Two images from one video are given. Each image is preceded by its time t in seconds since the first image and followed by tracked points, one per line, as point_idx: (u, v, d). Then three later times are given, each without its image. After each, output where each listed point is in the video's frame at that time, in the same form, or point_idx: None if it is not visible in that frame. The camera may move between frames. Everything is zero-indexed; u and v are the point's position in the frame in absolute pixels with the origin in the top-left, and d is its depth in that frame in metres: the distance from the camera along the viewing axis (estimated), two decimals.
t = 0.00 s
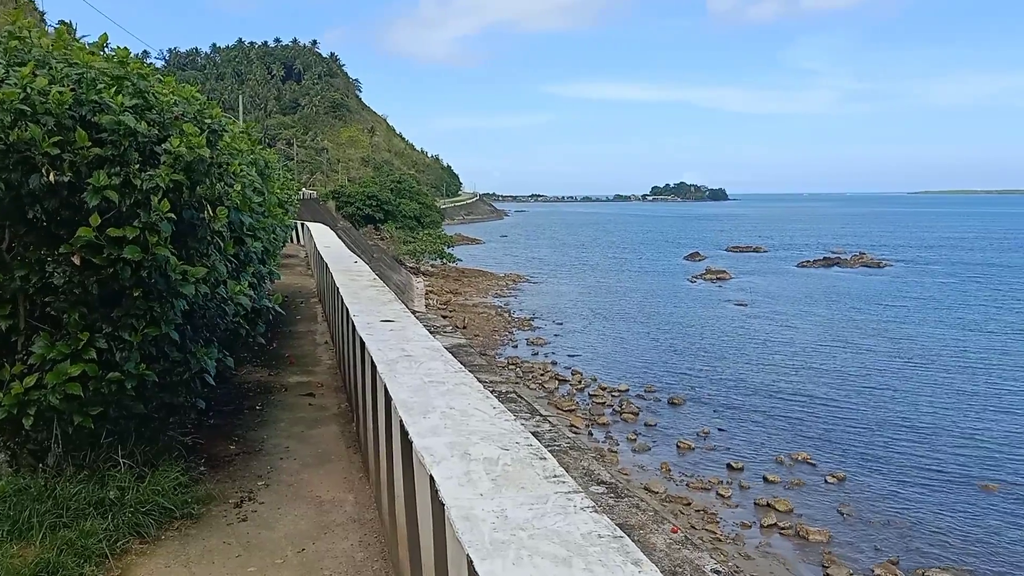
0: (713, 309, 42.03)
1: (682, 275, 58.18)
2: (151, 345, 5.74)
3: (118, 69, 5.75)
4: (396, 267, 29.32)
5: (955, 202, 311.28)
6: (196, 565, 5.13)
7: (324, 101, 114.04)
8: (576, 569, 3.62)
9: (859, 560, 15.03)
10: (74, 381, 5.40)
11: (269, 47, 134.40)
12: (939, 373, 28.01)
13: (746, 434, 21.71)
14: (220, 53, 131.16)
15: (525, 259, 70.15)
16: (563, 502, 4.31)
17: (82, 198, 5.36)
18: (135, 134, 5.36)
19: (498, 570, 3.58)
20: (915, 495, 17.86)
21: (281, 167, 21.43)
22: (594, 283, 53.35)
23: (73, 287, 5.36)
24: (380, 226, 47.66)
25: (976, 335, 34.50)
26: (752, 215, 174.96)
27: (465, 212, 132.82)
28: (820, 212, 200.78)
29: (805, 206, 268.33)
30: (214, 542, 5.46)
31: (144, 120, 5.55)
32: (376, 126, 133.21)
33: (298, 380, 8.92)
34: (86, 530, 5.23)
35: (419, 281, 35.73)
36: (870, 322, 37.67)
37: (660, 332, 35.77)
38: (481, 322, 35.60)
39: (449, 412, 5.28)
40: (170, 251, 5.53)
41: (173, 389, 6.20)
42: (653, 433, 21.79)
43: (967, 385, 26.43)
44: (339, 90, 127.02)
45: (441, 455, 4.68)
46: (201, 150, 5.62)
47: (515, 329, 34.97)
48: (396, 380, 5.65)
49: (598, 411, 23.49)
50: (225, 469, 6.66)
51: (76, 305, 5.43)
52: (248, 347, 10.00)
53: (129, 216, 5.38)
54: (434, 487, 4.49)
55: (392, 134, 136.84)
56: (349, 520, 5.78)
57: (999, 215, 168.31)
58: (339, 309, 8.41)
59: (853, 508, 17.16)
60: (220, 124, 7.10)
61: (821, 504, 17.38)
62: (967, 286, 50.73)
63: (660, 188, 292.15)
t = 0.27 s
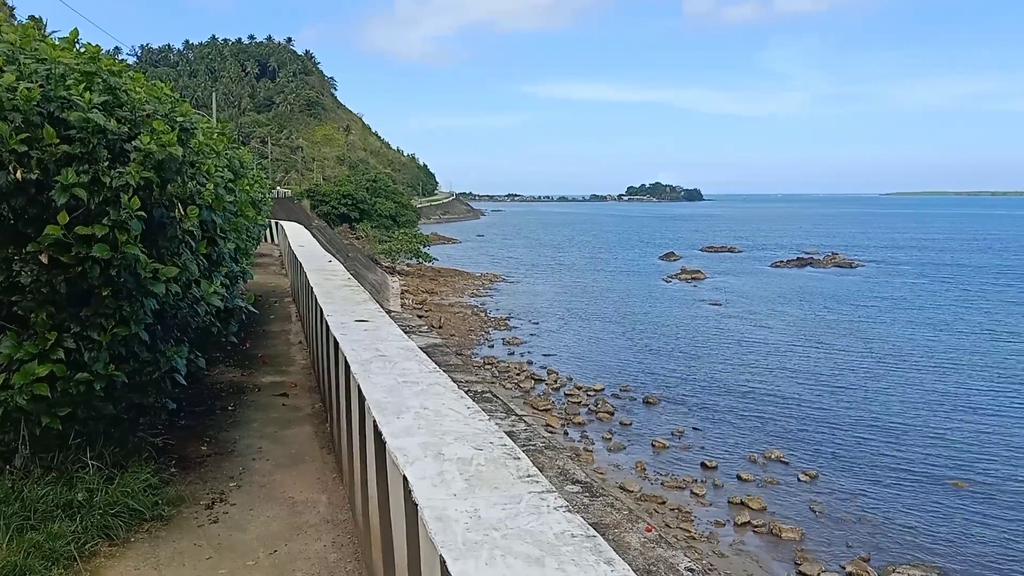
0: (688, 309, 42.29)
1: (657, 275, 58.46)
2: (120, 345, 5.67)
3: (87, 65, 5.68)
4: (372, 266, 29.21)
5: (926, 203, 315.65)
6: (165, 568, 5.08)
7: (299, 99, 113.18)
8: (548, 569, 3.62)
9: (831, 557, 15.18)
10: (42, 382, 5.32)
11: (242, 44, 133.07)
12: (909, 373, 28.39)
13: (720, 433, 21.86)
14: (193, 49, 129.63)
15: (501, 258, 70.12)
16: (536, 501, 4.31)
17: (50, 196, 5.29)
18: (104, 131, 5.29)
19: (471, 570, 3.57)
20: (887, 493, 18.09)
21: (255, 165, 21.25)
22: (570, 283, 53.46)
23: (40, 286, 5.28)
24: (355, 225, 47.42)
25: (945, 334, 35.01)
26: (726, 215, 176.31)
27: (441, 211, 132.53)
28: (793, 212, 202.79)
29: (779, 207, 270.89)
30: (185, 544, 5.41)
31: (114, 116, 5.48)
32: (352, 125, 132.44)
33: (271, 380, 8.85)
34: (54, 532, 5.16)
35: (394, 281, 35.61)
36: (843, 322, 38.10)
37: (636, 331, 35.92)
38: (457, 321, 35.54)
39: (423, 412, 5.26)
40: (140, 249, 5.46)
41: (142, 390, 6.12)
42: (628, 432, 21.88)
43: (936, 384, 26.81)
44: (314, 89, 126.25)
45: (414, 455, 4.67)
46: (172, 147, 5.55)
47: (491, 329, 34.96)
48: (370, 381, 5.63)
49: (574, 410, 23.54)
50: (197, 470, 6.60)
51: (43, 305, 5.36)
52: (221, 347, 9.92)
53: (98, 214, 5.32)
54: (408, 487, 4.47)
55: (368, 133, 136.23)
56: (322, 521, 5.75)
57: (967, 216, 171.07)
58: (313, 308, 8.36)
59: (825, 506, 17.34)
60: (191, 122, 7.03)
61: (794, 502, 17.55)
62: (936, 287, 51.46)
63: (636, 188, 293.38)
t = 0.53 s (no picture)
0: (662, 308, 42.50)
1: (631, 275, 58.69)
2: (86, 347, 5.58)
3: (53, 62, 5.59)
4: (345, 267, 29.00)
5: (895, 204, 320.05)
6: (133, 572, 5.01)
7: (271, 97, 112.15)
8: (519, 569, 3.62)
9: (802, 554, 15.34)
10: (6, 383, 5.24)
11: (213, 41, 131.56)
12: (879, 372, 28.75)
13: (693, 432, 22.00)
14: (163, 46, 127.95)
15: (475, 258, 70.01)
16: (508, 501, 4.31)
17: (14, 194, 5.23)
18: (70, 129, 5.21)
19: (442, 571, 3.56)
20: (857, 491, 18.31)
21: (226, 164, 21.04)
22: (544, 283, 53.52)
23: (5, 286, 5.20)
24: (328, 224, 47.12)
25: (914, 334, 35.50)
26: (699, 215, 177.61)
27: (415, 210, 132.16)
28: (765, 212, 204.65)
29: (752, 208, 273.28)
30: (153, 547, 5.34)
31: (80, 114, 5.41)
32: (325, 123, 131.57)
33: (242, 381, 8.77)
34: (19, 536, 5.08)
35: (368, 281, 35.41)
36: (814, 322, 38.50)
37: (610, 331, 36.04)
38: (431, 322, 35.43)
39: (395, 413, 5.24)
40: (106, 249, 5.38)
41: (109, 392, 6.04)
42: (602, 432, 21.95)
43: (905, 383, 27.18)
44: (286, 87, 125.35)
45: (385, 456, 4.65)
46: (140, 146, 5.47)
47: (466, 329, 34.90)
48: (341, 382, 5.59)
49: (548, 410, 23.57)
50: (166, 473, 6.52)
51: (8, 305, 5.27)
52: (190, 348, 9.81)
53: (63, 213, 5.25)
54: (379, 488, 4.45)
55: (341, 132, 135.49)
56: (293, 523, 5.70)
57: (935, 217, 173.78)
58: (285, 308, 8.30)
59: (796, 503, 17.51)
60: (160, 120, 6.94)
61: (766, 500, 17.71)
62: (906, 287, 52.16)
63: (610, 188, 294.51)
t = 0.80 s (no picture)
0: (634, 309, 42.70)
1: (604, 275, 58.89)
2: (49, 349, 5.49)
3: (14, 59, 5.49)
4: (316, 267, 28.79)
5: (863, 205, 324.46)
6: None
7: (240, 96, 111.01)
8: (489, 571, 3.60)
9: (773, 552, 15.47)
10: None
11: (181, 39, 129.94)
12: (847, 371, 29.11)
13: (665, 432, 22.11)
14: (130, 44, 126.11)
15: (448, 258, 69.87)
16: (478, 503, 4.29)
17: None
18: (31, 127, 5.12)
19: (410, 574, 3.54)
20: (827, 489, 18.52)
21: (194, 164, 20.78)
22: (517, 283, 53.54)
23: None
24: (299, 224, 46.74)
25: (882, 333, 35.99)
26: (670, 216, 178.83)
27: (387, 211, 131.68)
28: (735, 213, 206.59)
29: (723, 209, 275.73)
30: (118, 553, 5.25)
31: (41, 112, 5.31)
32: (296, 122, 130.54)
33: (211, 383, 8.67)
34: None
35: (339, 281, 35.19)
36: (784, 322, 38.90)
37: (583, 332, 36.14)
38: (403, 322, 35.30)
39: (364, 415, 5.20)
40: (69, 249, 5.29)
41: (74, 394, 5.95)
42: (575, 432, 22.00)
43: (873, 381, 27.55)
44: (256, 86, 124.32)
45: (354, 457, 4.62)
46: (104, 145, 5.39)
47: (439, 330, 34.81)
48: (310, 384, 5.54)
49: (521, 411, 23.58)
50: (132, 477, 6.43)
51: None
52: (157, 350, 9.68)
53: (25, 213, 5.16)
54: (348, 491, 4.41)
55: (312, 131, 134.63)
56: (262, 527, 5.64)
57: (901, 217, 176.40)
58: (254, 310, 8.22)
59: (767, 502, 17.68)
60: (125, 118, 6.85)
61: (737, 498, 17.85)
62: (873, 287, 52.87)
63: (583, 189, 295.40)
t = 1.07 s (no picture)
0: (606, 310, 42.91)
1: (576, 277, 59.08)
2: (11, 353, 5.39)
3: None
4: (287, 269, 28.57)
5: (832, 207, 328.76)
6: None
7: (210, 96, 109.83)
8: (457, 572, 3.61)
9: (743, 551, 15.61)
10: None
11: (149, 38, 128.26)
12: (816, 371, 29.46)
13: (637, 433, 22.23)
14: (96, 42, 124.24)
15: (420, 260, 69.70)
16: (448, 505, 4.29)
17: None
18: None
19: None
20: (796, 487, 18.74)
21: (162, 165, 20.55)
22: (489, 285, 53.52)
23: None
24: (270, 225, 46.31)
25: (850, 334, 36.47)
26: (641, 217, 179.79)
27: (359, 212, 131.00)
28: (705, 214, 208.42)
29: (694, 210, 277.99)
30: (82, 558, 5.19)
31: (5, 113, 5.24)
32: (266, 123, 129.40)
33: (178, 386, 8.58)
34: None
35: (311, 283, 34.97)
36: (754, 322, 39.30)
37: (555, 332, 36.26)
38: (375, 324, 35.16)
39: (334, 417, 5.19)
40: (32, 252, 5.21)
41: (36, 398, 5.87)
42: (547, 432, 22.07)
43: (841, 381, 27.92)
44: (226, 85, 123.08)
45: (323, 460, 4.61)
46: (68, 146, 5.30)
47: (411, 332, 34.73)
48: (280, 386, 5.52)
49: (494, 411, 23.61)
50: (97, 481, 6.35)
51: None
52: (123, 353, 9.56)
53: None
54: (317, 493, 4.40)
55: (283, 132, 133.54)
56: (229, 531, 5.60)
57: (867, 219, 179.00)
58: (223, 311, 8.14)
59: (737, 500, 17.84)
60: (91, 118, 6.76)
61: (708, 497, 18.00)
62: (841, 288, 53.59)
63: (555, 190, 296.16)
